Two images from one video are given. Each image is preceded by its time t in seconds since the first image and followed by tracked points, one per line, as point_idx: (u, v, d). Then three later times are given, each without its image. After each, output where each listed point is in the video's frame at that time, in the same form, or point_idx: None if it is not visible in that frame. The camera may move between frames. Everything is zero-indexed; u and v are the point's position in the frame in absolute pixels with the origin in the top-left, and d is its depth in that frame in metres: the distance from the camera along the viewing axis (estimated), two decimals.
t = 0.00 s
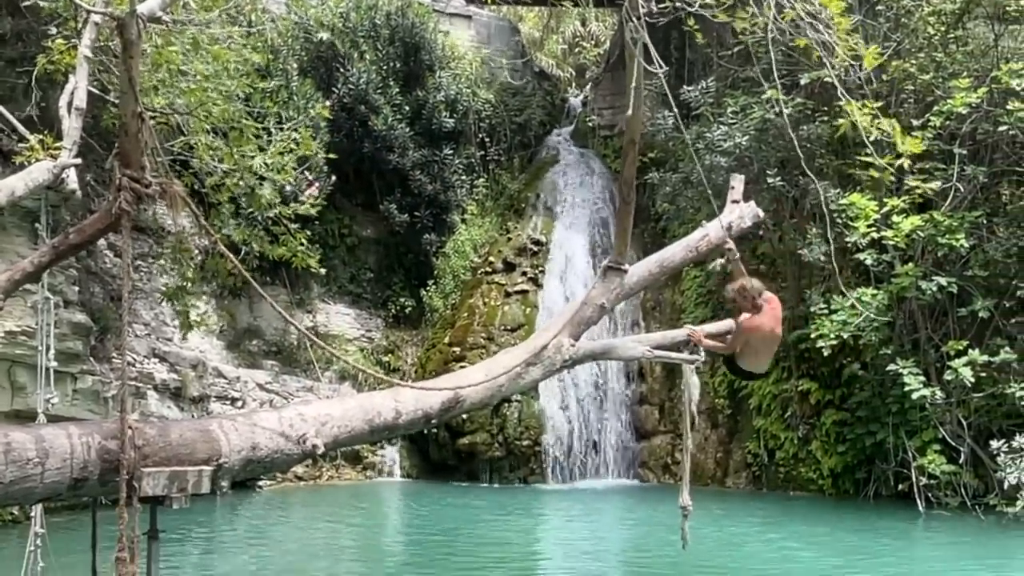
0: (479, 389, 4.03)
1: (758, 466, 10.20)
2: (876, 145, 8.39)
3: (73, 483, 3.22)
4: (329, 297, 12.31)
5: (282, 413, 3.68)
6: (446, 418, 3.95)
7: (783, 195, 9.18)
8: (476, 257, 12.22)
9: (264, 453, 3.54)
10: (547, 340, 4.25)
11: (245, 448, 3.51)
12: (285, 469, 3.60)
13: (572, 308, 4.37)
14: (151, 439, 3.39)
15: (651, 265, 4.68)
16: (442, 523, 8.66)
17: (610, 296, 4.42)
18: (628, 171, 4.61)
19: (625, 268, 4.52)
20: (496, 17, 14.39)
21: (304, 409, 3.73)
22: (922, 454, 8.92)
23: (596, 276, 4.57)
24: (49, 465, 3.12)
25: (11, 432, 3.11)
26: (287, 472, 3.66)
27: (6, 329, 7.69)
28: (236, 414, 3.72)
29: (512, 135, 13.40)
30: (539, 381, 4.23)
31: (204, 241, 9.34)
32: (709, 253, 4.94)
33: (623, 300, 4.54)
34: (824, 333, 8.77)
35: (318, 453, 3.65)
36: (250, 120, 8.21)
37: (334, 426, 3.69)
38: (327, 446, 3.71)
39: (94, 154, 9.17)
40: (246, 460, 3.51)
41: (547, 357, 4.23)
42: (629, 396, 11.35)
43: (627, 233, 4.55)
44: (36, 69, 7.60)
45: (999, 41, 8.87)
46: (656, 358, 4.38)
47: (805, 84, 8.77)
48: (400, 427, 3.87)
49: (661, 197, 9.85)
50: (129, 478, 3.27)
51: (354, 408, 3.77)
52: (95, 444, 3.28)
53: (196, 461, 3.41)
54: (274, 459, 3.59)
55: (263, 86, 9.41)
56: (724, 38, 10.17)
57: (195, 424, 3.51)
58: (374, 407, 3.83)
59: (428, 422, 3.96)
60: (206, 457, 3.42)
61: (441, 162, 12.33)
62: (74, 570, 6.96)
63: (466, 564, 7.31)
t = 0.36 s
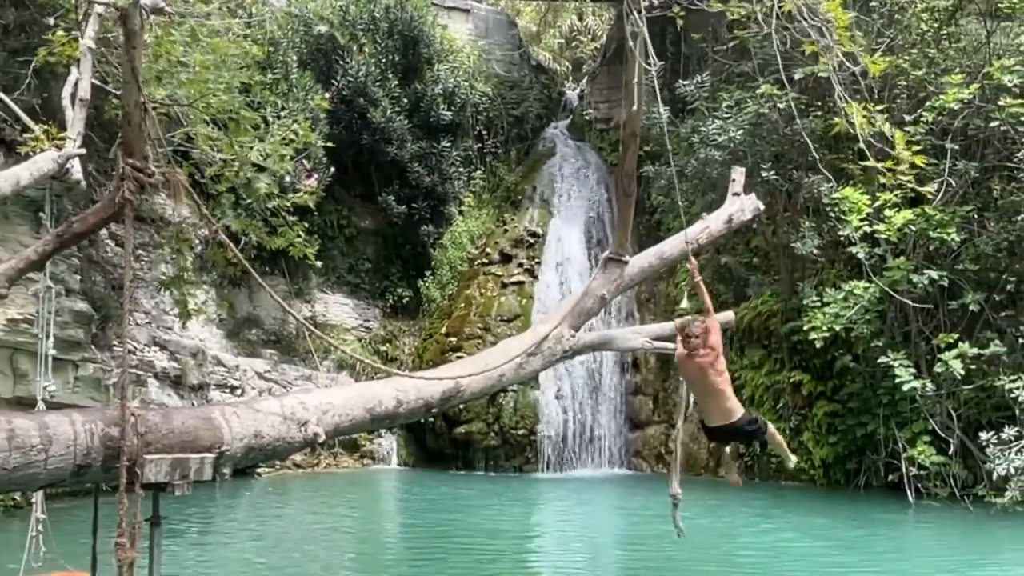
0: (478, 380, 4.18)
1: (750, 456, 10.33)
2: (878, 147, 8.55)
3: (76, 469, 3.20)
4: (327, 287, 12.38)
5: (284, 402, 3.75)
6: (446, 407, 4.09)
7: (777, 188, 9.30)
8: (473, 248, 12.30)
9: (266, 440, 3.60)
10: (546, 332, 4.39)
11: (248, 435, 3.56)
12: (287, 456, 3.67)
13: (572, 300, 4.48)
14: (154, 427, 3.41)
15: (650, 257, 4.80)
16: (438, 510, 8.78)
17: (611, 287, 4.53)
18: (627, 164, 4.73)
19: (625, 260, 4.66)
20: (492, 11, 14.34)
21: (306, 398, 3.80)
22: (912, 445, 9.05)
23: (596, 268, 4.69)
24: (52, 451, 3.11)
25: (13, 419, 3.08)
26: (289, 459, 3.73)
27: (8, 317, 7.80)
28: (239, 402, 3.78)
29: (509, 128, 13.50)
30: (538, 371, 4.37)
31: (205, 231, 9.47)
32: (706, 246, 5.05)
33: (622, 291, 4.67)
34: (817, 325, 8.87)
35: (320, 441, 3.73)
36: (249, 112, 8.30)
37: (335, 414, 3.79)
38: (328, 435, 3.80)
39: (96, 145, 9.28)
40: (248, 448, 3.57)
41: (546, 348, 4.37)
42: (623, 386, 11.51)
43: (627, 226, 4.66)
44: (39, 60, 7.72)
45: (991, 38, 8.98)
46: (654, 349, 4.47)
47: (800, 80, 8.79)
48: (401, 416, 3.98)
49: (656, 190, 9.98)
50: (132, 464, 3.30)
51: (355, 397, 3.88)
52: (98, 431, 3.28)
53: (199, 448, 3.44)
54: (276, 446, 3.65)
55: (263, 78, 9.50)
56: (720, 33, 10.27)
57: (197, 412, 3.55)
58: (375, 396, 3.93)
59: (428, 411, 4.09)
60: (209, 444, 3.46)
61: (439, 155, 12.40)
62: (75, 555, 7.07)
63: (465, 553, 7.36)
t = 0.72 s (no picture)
0: (474, 369, 4.21)
1: (745, 447, 10.49)
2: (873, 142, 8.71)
3: (79, 455, 3.17)
4: (329, 278, 12.58)
5: (284, 390, 3.72)
6: (443, 396, 4.12)
7: (774, 183, 9.44)
8: (473, 240, 12.38)
9: (266, 428, 3.58)
10: (542, 323, 4.48)
11: (248, 423, 3.53)
12: (286, 444, 3.64)
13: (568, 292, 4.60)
14: (156, 414, 3.39)
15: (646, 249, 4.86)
16: (437, 498, 8.93)
17: (605, 279, 4.63)
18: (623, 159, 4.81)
19: (619, 253, 4.70)
20: (494, 6, 14.56)
21: (304, 386, 3.78)
22: (905, 438, 9.17)
23: (591, 260, 4.74)
24: (56, 437, 3.08)
25: (18, 405, 3.07)
26: (288, 447, 3.71)
27: (14, 305, 7.91)
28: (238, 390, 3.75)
29: (509, 122, 13.61)
30: (533, 362, 4.47)
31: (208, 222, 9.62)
32: (701, 239, 5.16)
33: (618, 284, 4.74)
34: (811, 318, 9.00)
35: (319, 429, 3.72)
36: (254, 103, 8.42)
37: (335, 403, 3.77)
38: (327, 423, 3.79)
39: (101, 135, 9.43)
40: (249, 435, 3.54)
41: (542, 340, 4.47)
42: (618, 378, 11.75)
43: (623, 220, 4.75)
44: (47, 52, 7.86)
45: (986, 36, 9.05)
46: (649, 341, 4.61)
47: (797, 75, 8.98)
48: (399, 405, 3.99)
49: (654, 183, 10.14)
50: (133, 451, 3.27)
51: (355, 386, 3.86)
52: (102, 417, 3.25)
53: (200, 435, 3.41)
54: (275, 434, 3.62)
55: (267, 70, 9.60)
56: (718, 29, 10.39)
57: (198, 400, 3.52)
58: (374, 385, 3.93)
59: (426, 400, 4.11)
60: (209, 432, 3.42)
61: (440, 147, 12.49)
62: (79, 540, 7.19)
63: (463, 542, 7.47)
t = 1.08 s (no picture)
0: (479, 361, 4.22)
1: (743, 440, 10.64)
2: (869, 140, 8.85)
3: (91, 444, 3.11)
4: (334, 271, 12.68)
5: (292, 380, 3.68)
6: (449, 387, 4.11)
7: (775, 180, 9.59)
8: (476, 234, 12.51)
9: (274, 418, 3.53)
10: (546, 317, 4.57)
11: (257, 413, 3.48)
12: (294, 435, 3.59)
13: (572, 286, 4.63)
14: (164, 403, 3.31)
15: (644, 246, 4.99)
16: (440, 491, 8.95)
17: (611, 274, 4.60)
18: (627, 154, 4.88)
19: (624, 247, 4.73)
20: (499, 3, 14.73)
21: (312, 376, 3.74)
22: (902, 432, 9.28)
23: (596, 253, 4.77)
24: (67, 426, 3.01)
25: (29, 393, 2.98)
26: (295, 438, 3.66)
27: (25, 296, 8.04)
28: (245, 379, 3.69)
29: (513, 117, 13.69)
30: (539, 354, 4.56)
31: (215, 214, 9.79)
32: (706, 234, 5.23)
33: (621, 279, 4.78)
34: (810, 313, 9.11)
35: (326, 420, 3.68)
36: (261, 97, 8.53)
37: (341, 394, 3.73)
38: (333, 414, 3.74)
39: (109, 128, 9.57)
40: (258, 425, 3.48)
41: (548, 332, 4.55)
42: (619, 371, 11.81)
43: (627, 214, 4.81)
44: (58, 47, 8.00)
45: (985, 35, 9.21)
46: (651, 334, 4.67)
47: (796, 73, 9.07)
48: (405, 396, 3.98)
49: (655, 179, 10.27)
50: (143, 440, 3.20)
51: (360, 377, 3.83)
52: (112, 407, 3.19)
53: (209, 425, 3.36)
54: (284, 424, 3.57)
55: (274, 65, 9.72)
56: (719, 26, 10.52)
57: (207, 389, 3.46)
58: (380, 376, 3.91)
59: (431, 392, 4.11)
60: (219, 422, 3.37)
61: (443, 142, 12.60)
62: (87, 527, 7.31)
63: (465, 532, 7.56)
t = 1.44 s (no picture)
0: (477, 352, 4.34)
1: (737, 434, 10.78)
2: (862, 137, 9.02)
3: (92, 433, 3.14)
4: (333, 264, 12.80)
5: (291, 370, 3.77)
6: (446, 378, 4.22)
7: (770, 176, 9.76)
8: (475, 229, 12.59)
9: (274, 408, 3.61)
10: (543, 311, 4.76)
11: (256, 404, 3.56)
12: (292, 425, 3.69)
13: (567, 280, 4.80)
14: (166, 393, 3.38)
15: (648, 239, 4.95)
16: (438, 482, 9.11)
17: (605, 268, 4.73)
18: (622, 150, 4.93)
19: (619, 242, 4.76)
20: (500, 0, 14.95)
21: (312, 367, 3.84)
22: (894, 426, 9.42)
23: (591, 249, 4.83)
24: (71, 415, 3.05)
25: (33, 382, 3.01)
26: (293, 427, 3.76)
27: (28, 286, 8.14)
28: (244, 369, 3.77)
29: (511, 114, 13.79)
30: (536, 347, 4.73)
31: (217, 207, 9.92)
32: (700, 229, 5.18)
33: (615, 273, 4.81)
34: (804, 308, 9.27)
35: (324, 410, 3.78)
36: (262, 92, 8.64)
37: (341, 384, 3.84)
38: (332, 404, 3.84)
39: (112, 121, 9.69)
40: (257, 416, 3.57)
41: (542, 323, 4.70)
42: (616, 363, 11.96)
43: (622, 209, 4.83)
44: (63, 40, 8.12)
45: (978, 35, 9.39)
46: (645, 327, 4.80)
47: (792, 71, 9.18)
48: (403, 387, 4.10)
49: (652, 175, 10.40)
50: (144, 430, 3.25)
51: (359, 367, 3.94)
52: (114, 397, 3.22)
53: (208, 415, 3.42)
54: (283, 415, 3.66)
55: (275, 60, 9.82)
56: (716, 24, 10.65)
57: (207, 379, 3.53)
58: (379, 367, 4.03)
59: (429, 382, 4.22)
60: (218, 412, 3.44)
61: (442, 137, 12.76)
62: (91, 515, 7.43)
63: (460, 522, 7.70)
